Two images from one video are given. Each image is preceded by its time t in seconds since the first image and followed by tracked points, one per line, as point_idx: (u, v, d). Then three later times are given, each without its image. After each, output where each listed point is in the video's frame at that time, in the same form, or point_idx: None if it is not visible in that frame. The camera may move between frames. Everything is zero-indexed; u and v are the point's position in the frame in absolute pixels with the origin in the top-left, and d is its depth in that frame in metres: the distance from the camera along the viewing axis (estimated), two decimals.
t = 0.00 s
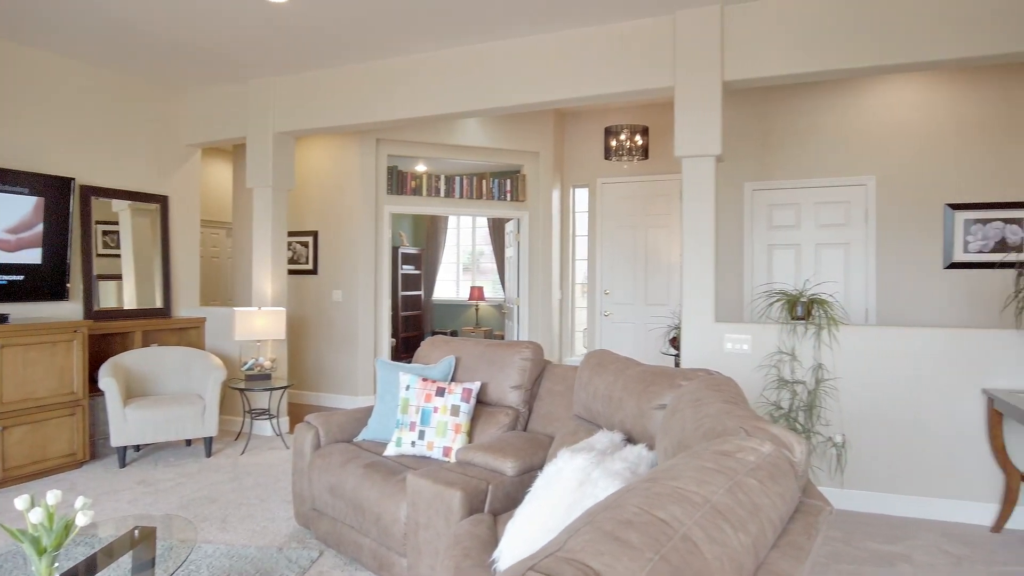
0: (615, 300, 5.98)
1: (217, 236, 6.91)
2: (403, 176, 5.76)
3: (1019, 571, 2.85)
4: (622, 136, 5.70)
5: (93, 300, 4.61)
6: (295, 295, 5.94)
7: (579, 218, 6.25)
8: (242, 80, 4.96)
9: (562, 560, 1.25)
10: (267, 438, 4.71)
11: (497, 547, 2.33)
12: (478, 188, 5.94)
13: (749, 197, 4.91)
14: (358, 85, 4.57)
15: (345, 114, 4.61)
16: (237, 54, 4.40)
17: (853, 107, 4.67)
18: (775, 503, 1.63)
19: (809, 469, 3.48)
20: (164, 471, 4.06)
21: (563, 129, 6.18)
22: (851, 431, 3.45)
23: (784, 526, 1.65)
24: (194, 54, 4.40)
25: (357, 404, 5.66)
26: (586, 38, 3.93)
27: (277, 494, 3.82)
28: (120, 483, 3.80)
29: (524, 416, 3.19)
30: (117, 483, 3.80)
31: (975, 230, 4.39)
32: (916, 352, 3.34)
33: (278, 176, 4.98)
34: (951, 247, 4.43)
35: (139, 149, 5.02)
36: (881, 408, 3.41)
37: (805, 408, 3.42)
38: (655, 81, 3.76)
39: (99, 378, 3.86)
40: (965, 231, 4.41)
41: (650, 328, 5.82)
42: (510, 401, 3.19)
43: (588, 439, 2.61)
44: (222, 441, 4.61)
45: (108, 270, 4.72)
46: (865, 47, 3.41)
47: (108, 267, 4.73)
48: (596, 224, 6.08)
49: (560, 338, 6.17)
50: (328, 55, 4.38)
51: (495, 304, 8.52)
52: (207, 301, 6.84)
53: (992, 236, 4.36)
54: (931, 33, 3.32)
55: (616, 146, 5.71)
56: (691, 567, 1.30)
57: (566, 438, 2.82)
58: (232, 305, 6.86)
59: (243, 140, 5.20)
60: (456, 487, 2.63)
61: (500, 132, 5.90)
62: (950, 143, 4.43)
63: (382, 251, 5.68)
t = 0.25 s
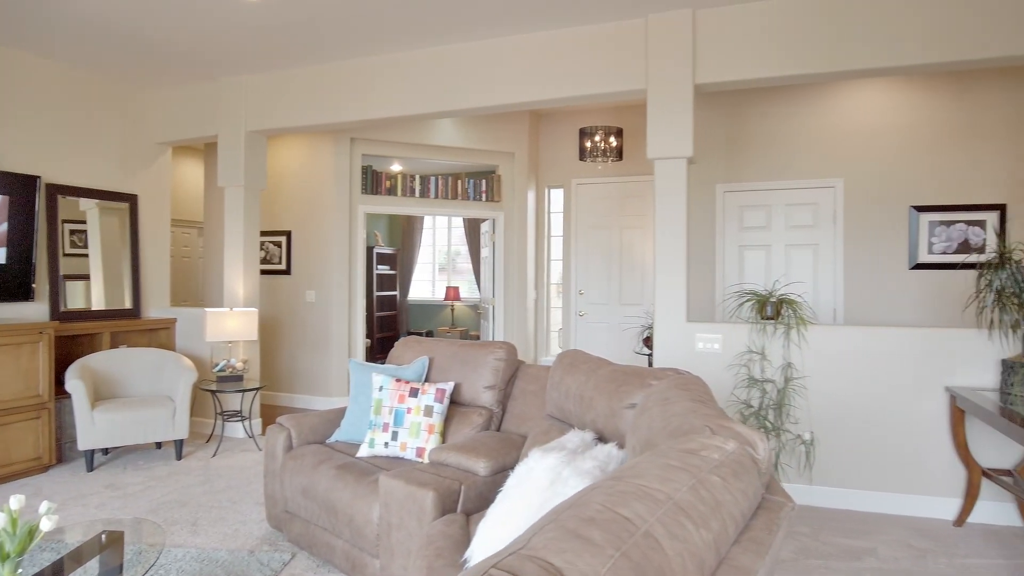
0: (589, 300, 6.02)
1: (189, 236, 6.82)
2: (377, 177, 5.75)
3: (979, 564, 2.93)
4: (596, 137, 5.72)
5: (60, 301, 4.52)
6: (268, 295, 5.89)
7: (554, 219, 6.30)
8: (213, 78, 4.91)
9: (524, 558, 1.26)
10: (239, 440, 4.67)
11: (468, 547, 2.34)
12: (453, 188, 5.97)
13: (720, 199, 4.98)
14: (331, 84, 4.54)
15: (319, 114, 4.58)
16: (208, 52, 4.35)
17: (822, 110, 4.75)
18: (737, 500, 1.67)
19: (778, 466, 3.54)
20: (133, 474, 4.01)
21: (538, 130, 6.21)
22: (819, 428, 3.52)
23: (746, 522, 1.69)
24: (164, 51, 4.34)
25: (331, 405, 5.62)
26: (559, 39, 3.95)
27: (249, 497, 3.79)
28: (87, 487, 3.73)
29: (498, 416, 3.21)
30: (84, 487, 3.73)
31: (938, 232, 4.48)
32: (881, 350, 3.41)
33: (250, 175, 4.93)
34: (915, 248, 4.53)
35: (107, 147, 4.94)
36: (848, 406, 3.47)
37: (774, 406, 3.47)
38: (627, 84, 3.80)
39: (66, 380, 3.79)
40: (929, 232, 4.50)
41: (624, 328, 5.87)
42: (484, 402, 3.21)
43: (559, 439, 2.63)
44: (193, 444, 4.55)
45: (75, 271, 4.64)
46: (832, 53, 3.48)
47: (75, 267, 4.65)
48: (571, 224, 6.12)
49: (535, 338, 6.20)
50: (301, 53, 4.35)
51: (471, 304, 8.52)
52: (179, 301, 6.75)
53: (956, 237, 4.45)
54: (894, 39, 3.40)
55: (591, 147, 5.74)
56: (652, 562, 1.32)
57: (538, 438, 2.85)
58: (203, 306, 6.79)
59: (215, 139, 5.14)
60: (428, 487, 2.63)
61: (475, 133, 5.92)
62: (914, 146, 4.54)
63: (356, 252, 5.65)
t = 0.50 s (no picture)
0: (565, 300, 6.05)
1: (160, 235, 6.73)
2: (352, 176, 5.72)
3: (942, 557, 3.01)
4: (572, 138, 5.68)
5: (27, 302, 4.41)
6: (242, 296, 5.83)
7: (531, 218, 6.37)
8: (185, 75, 4.84)
9: (491, 555, 1.27)
10: (211, 442, 4.62)
11: (442, 546, 2.34)
12: (429, 188, 5.96)
13: (694, 201, 5.04)
14: (306, 83, 4.51)
15: (293, 112, 4.53)
16: (180, 49, 4.29)
17: (793, 113, 4.83)
18: (703, 497, 1.71)
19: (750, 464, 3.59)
20: (103, 477, 3.94)
21: (514, 130, 6.22)
22: (789, 426, 3.57)
23: (712, 519, 1.73)
24: (134, 48, 4.27)
25: (306, 407, 5.58)
26: (534, 40, 3.96)
27: (221, 499, 3.75)
28: (54, 491, 3.67)
29: (472, 416, 3.23)
30: (52, 491, 3.66)
31: (906, 233, 4.59)
32: (850, 350, 3.47)
33: (223, 174, 4.88)
34: (883, 249, 4.63)
35: (76, 145, 4.85)
36: (818, 405, 3.53)
37: (746, 405, 3.53)
38: (600, 86, 3.83)
39: (32, 384, 3.72)
40: (897, 233, 4.61)
41: (599, 327, 5.92)
42: (458, 402, 3.23)
43: (533, 438, 2.65)
44: (164, 447, 4.49)
45: (42, 270, 4.55)
46: (802, 57, 3.55)
47: (43, 267, 4.56)
48: (547, 225, 6.14)
49: (511, 338, 6.22)
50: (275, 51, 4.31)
51: (447, 304, 8.51)
52: (150, 301, 6.66)
53: (922, 239, 4.56)
54: (862, 46, 3.48)
55: (567, 147, 5.70)
56: (617, 558, 1.34)
57: (513, 437, 2.87)
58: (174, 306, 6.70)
59: (187, 137, 5.08)
60: (402, 487, 2.63)
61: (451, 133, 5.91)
62: (882, 150, 4.64)
63: (331, 252, 5.62)
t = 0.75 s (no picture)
0: (542, 300, 6.06)
1: (132, 234, 6.64)
2: (328, 175, 5.68)
3: (909, 551, 3.07)
4: (549, 139, 5.56)
5: None
6: (215, 295, 5.76)
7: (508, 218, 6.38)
8: (157, 72, 4.77)
9: (459, 552, 1.28)
10: (184, 444, 4.57)
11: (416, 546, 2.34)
12: (406, 188, 5.96)
13: (669, 201, 5.09)
14: (281, 81, 4.47)
15: (269, 110, 4.48)
16: (152, 45, 4.23)
17: (767, 116, 4.90)
18: (672, 493, 1.74)
19: (723, 462, 3.64)
20: (72, 480, 3.87)
21: (492, 130, 6.22)
22: (762, 424, 3.63)
23: (681, 515, 1.76)
24: (104, 43, 4.20)
25: (281, 407, 5.53)
26: (510, 41, 3.97)
27: (194, 502, 3.71)
28: (21, 494, 3.60)
29: (448, 416, 3.24)
30: (19, 495, 3.60)
31: (876, 234, 4.68)
32: (821, 349, 3.54)
33: (196, 172, 4.82)
34: (853, 249, 4.72)
35: (44, 142, 4.75)
36: (789, 403, 3.59)
37: (719, 403, 3.58)
38: (575, 87, 3.85)
39: None
40: (867, 234, 4.70)
41: (576, 327, 5.95)
42: (434, 402, 3.24)
43: (508, 437, 2.67)
44: (136, 449, 4.43)
45: (8, 270, 4.48)
46: (775, 61, 3.61)
47: (9, 266, 4.49)
48: (524, 225, 6.16)
49: (488, 338, 6.22)
50: (249, 49, 4.27)
51: (425, 304, 8.49)
52: (121, 301, 6.58)
53: (892, 240, 4.66)
54: (833, 50, 3.55)
55: (544, 148, 5.59)
56: (584, 554, 1.36)
57: (488, 437, 2.88)
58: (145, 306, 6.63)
59: (159, 135, 5.01)
60: (377, 488, 2.63)
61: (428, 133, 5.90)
62: (853, 152, 4.72)
63: (307, 251, 5.58)
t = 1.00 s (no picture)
0: (521, 300, 6.07)
1: (103, 233, 6.54)
2: (305, 173, 5.63)
3: (879, 546, 3.13)
4: (528, 138, 5.58)
5: None
6: (190, 295, 5.70)
7: (486, 218, 6.36)
8: (130, 68, 4.70)
9: (429, 549, 1.28)
10: (158, 446, 4.51)
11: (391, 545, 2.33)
12: (384, 187, 5.95)
13: (646, 202, 5.13)
14: (256, 78, 4.42)
15: (245, 108, 4.44)
16: (124, 41, 4.16)
17: (743, 118, 4.96)
18: (643, 489, 1.76)
19: (698, 459, 3.68)
20: (41, 484, 3.80)
21: (470, 130, 6.22)
22: (736, 422, 3.67)
23: (652, 511, 1.78)
24: (74, 38, 4.13)
25: (257, 408, 5.48)
26: (487, 41, 3.98)
27: (168, 504, 3.66)
28: None
29: (425, 415, 3.25)
30: None
31: (848, 234, 4.77)
32: (794, 347, 3.59)
33: (170, 171, 4.75)
34: (826, 250, 4.80)
35: (13, 138, 4.66)
36: (763, 400, 3.64)
37: (694, 401, 3.62)
38: (552, 87, 3.86)
39: None
40: (840, 235, 4.78)
41: (554, 326, 5.97)
42: (411, 401, 3.24)
43: (484, 436, 2.68)
44: (108, 451, 4.36)
45: None
46: (750, 63, 3.66)
47: None
48: (502, 224, 6.16)
49: (466, 338, 6.22)
50: (224, 45, 4.22)
51: (403, 304, 8.46)
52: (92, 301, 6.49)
53: (863, 240, 4.75)
54: (807, 53, 3.61)
55: (522, 147, 5.61)
56: (555, 550, 1.37)
57: (464, 436, 2.89)
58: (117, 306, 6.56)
59: (132, 132, 4.93)
60: (352, 488, 2.61)
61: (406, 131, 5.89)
62: (827, 154, 4.80)
63: (282, 250, 5.52)
